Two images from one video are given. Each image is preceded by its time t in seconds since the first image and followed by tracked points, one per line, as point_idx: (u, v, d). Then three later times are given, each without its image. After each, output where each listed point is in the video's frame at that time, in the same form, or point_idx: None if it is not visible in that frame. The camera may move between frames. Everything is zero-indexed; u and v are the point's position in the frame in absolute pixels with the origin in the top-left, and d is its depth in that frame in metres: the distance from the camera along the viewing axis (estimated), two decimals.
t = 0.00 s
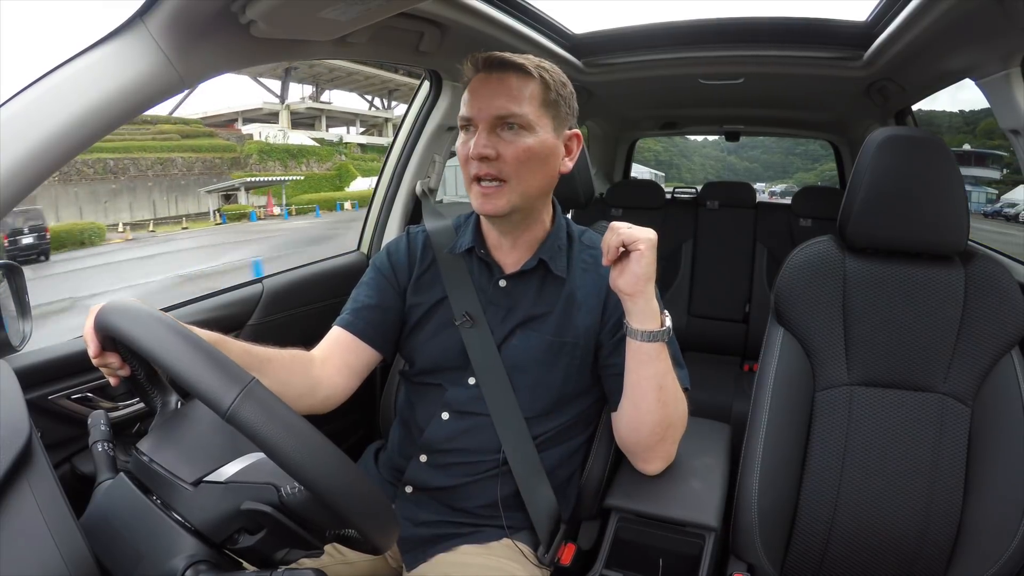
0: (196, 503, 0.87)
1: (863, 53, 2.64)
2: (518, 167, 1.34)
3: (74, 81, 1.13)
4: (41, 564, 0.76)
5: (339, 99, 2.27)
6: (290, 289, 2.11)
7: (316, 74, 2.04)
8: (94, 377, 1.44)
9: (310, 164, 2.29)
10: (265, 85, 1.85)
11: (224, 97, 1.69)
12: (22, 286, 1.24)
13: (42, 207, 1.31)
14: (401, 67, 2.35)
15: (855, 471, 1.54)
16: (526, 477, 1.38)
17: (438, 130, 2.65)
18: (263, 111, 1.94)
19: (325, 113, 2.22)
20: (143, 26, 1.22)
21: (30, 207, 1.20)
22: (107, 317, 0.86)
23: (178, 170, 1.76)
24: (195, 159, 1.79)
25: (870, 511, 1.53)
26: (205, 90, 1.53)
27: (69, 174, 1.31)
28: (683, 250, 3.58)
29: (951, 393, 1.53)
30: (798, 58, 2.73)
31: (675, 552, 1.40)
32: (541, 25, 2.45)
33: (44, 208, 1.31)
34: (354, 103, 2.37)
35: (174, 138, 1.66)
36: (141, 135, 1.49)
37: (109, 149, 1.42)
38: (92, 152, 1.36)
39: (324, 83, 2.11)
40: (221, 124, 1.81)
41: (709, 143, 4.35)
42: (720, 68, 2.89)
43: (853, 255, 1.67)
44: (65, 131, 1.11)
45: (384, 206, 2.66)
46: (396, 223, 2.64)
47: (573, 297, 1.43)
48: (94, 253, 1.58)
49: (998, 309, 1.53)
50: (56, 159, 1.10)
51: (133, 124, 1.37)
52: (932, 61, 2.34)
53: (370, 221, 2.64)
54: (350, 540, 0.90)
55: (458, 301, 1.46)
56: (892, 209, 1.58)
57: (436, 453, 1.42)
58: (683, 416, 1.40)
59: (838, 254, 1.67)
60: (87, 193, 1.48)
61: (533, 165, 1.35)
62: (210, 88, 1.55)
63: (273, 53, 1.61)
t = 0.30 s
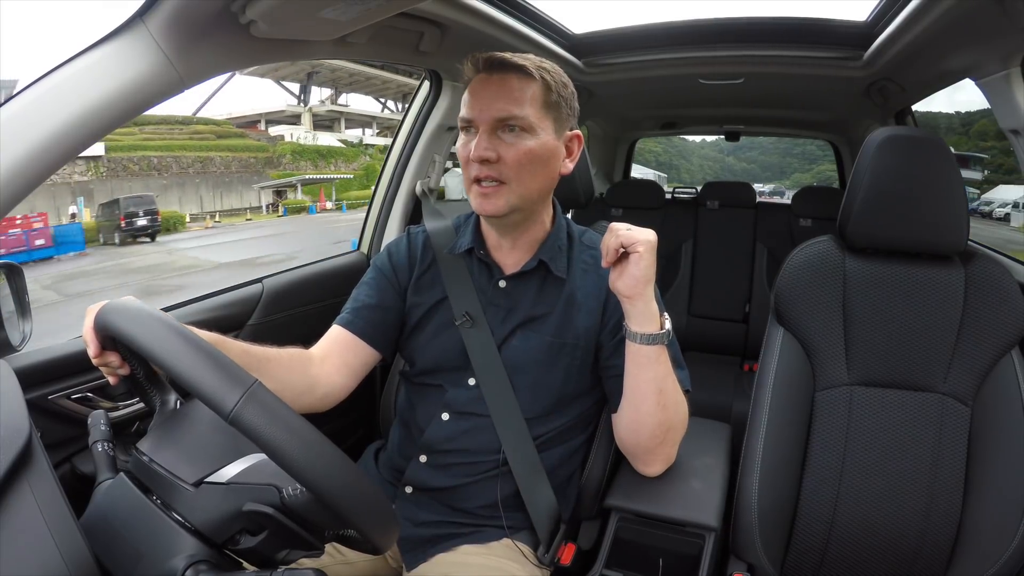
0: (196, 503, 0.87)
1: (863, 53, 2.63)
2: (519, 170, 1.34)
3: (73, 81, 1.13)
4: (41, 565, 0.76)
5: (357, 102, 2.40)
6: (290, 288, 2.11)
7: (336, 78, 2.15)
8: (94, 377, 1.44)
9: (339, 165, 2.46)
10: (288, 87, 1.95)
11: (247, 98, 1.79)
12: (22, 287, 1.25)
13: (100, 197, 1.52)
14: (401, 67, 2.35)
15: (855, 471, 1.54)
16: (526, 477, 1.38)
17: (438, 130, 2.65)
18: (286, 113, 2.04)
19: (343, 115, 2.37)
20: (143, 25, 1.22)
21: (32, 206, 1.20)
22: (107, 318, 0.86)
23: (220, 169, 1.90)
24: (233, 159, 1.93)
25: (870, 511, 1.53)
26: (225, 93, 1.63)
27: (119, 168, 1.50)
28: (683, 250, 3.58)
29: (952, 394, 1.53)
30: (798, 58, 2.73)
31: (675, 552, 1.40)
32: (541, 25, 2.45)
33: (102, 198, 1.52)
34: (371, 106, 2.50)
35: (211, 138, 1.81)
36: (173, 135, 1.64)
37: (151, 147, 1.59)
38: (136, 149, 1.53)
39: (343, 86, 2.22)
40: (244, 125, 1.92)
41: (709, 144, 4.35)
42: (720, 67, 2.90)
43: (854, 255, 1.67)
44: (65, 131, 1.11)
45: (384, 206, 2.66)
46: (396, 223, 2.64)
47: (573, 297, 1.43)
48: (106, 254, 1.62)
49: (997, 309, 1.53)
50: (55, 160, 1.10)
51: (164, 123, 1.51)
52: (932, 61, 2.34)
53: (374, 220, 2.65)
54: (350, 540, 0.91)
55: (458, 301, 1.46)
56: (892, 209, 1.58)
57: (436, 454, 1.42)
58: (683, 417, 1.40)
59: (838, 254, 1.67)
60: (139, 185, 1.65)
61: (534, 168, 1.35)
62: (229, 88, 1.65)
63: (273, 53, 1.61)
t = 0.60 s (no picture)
0: (198, 504, 0.87)
1: (863, 53, 2.64)
2: (539, 165, 1.34)
3: (73, 81, 1.13)
4: (41, 565, 0.76)
5: (371, 104, 2.57)
6: (290, 288, 2.11)
7: (353, 81, 2.32)
8: (94, 377, 1.44)
9: (364, 164, 2.64)
10: (310, 90, 2.15)
11: (269, 99, 1.96)
12: (22, 287, 1.25)
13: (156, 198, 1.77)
14: (401, 67, 2.35)
15: (855, 471, 1.54)
16: (526, 476, 1.38)
17: (438, 130, 2.65)
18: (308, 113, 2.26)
19: (361, 117, 2.56)
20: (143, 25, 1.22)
21: (32, 207, 1.21)
22: (109, 318, 0.86)
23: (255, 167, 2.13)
24: (266, 157, 2.17)
25: (870, 511, 1.53)
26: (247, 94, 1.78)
27: (164, 165, 1.75)
28: (683, 250, 3.58)
29: (952, 393, 1.53)
30: (797, 58, 2.73)
31: (675, 552, 1.40)
32: (541, 25, 2.45)
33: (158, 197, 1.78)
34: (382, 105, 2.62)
35: (244, 139, 2.04)
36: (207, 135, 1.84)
37: (190, 145, 1.81)
38: (177, 148, 1.76)
39: (361, 89, 2.39)
40: (267, 124, 2.12)
41: (707, 145, 4.36)
42: (719, 67, 2.90)
43: (854, 255, 1.67)
44: (65, 131, 1.11)
45: (384, 206, 2.65)
46: (396, 223, 2.64)
47: (572, 297, 1.43)
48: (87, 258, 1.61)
49: (998, 309, 1.53)
50: (55, 160, 1.10)
51: (196, 122, 1.72)
52: (932, 62, 2.34)
53: (372, 222, 2.65)
54: (351, 541, 0.91)
55: (458, 300, 1.45)
56: (893, 208, 1.58)
57: (435, 454, 1.42)
58: (684, 417, 1.39)
59: (838, 254, 1.67)
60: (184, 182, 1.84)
61: (551, 164, 1.36)
62: (252, 90, 1.80)
63: (274, 53, 1.61)
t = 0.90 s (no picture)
0: (199, 505, 0.87)
1: (862, 53, 2.64)
2: (539, 161, 1.34)
3: (73, 81, 1.13)
4: (41, 566, 0.76)
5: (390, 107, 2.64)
6: (290, 288, 2.11)
7: (374, 85, 2.44)
8: (94, 377, 1.45)
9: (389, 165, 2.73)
10: (331, 93, 2.28)
11: (290, 103, 2.13)
12: (21, 287, 1.30)
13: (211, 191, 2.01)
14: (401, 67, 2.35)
15: (855, 471, 1.54)
16: (525, 476, 1.38)
17: (439, 130, 2.65)
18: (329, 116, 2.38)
19: (379, 119, 2.62)
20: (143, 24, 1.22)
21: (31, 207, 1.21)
22: (109, 318, 0.86)
23: (289, 166, 2.29)
24: (299, 157, 2.32)
25: (870, 511, 1.53)
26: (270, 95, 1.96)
27: (206, 163, 1.95)
28: (683, 249, 3.58)
29: (952, 393, 1.53)
30: (797, 58, 2.73)
31: (675, 552, 1.39)
32: (541, 25, 2.45)
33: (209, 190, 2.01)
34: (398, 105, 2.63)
35: (277, 139, 2.20)
36: (241, 135, 2.03)
37: (228, 145, 2.00)
38: (219, 147, 1.96)
39: (378, 93, 2.50)
40: (292, 126, 2.25)
41: (707, 147, 4.36)
42: (719, 68, 2.90)
43: (854, 255, 1.67)
44: (65, 131, 1.11)
45: (385, 205, 2.65)
46: (396, 223, 2.63)
47: (572, 296, 1.43)
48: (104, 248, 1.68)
49: (998, 309, 1.53)
50: (55, 160, 1.10)
51: (229, 123, 1.91)
52: (932, 62, 2.34)
53: (372, 221, 2.65)
54: (353, 542, 0.90)
55: (456, 299, 1.45)
56: (894, 208, 1.57)
57: (435, 454, 1.42)
58: (684, 416, 1.39)
59: (838, 254, 1.67)
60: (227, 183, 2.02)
61: (551, 161, 1.36)
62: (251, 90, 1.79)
63: (274, 53, 1.61)
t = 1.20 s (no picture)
0: (199, 504, 0.87)
1: (863, 53, 2.63)
2: (518, 172, 1.34)
3: (73, 81, 1.13)
4: (40, 566, 0.76)
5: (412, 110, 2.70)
6: (289, 289, 2.11)
7: (391, 89, 2.51)
8: (94, 377, 1.44)
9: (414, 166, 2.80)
10: (350, 95, 2.31)
11: (317, 105, 2.17)
12: (22, 287, 1.25)
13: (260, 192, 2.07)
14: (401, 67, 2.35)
15: (855, 470, 1.54)
16: (525, 476, 1.38)
17: (438, 130, 2.65)
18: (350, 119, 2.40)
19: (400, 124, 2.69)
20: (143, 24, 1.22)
21: (32, 211, 1.21)
22: (109, 317, 0.86)
23: (323, 167, 2.31)
24: (331, 158, 2.35)
25: (869, 511, 1.53)
26: (294, 97, 2.01)
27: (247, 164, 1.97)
28: (683, 250, 3.58)
29: (951, 393, 1.53)
30: (796, 59, 2.73)
31: (675, 551, 1.40)
32: (541, 25, 2.45)
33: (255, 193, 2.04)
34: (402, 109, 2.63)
35: (309, 141, 2.23)
36: (275, 137, 2.06)
37: (267, 146, 2.02)
38: (257, 148, 1.99)
39: (396, 97, 2.58)
40: (316, 128, 2.24)
41: (709, 147, 4.35)
42: (719, 68, 2.89)
43: (854, 255, 1.67)
44: (65, 131, 1.11)
45: (384, 206, 2.65)
46: (396, 223, 2.63)
47: (570, 296, 1.43)
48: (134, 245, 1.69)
49: (998, 309, 1.53)
50: (55, 160, 1.10)
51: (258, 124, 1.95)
52: (932, 62, 2.34)
53: (372, 222, 2.64)
54: (351, 541, 0.90)
55: (455, 300, 1.45)
56: (893, 208, 1.58)
57: (434, 454, 1.42)
58: (682, 417, 1.39)
59: (838, 254, 1.67)
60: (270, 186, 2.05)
61: (533, 169, 1.35)
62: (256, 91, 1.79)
63: (274, 53, 1.61)
